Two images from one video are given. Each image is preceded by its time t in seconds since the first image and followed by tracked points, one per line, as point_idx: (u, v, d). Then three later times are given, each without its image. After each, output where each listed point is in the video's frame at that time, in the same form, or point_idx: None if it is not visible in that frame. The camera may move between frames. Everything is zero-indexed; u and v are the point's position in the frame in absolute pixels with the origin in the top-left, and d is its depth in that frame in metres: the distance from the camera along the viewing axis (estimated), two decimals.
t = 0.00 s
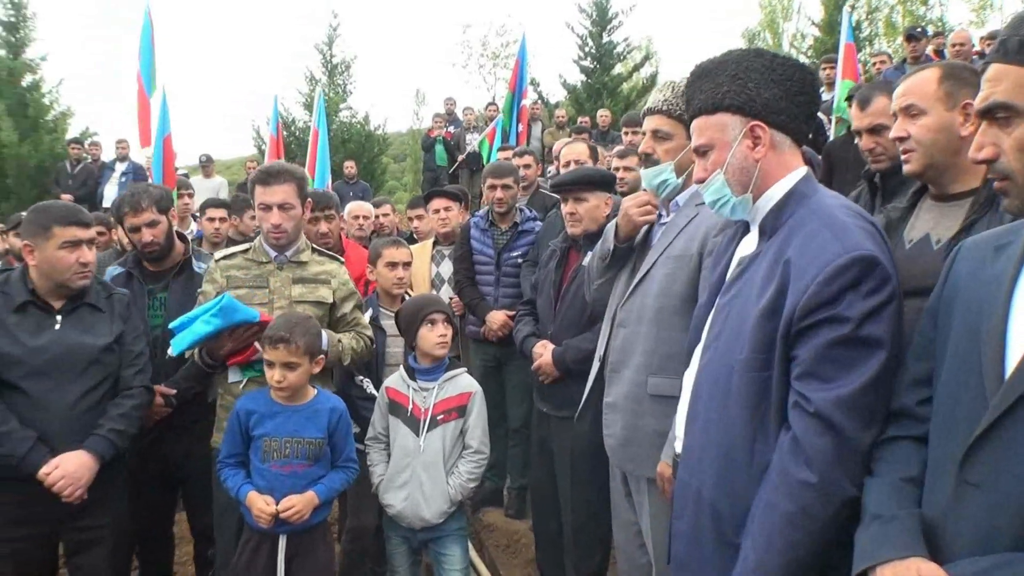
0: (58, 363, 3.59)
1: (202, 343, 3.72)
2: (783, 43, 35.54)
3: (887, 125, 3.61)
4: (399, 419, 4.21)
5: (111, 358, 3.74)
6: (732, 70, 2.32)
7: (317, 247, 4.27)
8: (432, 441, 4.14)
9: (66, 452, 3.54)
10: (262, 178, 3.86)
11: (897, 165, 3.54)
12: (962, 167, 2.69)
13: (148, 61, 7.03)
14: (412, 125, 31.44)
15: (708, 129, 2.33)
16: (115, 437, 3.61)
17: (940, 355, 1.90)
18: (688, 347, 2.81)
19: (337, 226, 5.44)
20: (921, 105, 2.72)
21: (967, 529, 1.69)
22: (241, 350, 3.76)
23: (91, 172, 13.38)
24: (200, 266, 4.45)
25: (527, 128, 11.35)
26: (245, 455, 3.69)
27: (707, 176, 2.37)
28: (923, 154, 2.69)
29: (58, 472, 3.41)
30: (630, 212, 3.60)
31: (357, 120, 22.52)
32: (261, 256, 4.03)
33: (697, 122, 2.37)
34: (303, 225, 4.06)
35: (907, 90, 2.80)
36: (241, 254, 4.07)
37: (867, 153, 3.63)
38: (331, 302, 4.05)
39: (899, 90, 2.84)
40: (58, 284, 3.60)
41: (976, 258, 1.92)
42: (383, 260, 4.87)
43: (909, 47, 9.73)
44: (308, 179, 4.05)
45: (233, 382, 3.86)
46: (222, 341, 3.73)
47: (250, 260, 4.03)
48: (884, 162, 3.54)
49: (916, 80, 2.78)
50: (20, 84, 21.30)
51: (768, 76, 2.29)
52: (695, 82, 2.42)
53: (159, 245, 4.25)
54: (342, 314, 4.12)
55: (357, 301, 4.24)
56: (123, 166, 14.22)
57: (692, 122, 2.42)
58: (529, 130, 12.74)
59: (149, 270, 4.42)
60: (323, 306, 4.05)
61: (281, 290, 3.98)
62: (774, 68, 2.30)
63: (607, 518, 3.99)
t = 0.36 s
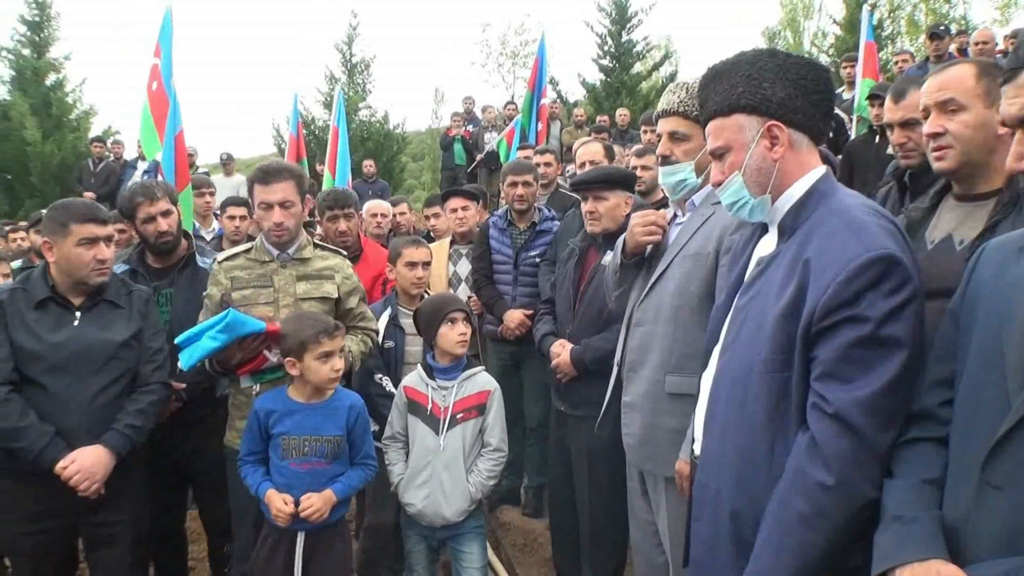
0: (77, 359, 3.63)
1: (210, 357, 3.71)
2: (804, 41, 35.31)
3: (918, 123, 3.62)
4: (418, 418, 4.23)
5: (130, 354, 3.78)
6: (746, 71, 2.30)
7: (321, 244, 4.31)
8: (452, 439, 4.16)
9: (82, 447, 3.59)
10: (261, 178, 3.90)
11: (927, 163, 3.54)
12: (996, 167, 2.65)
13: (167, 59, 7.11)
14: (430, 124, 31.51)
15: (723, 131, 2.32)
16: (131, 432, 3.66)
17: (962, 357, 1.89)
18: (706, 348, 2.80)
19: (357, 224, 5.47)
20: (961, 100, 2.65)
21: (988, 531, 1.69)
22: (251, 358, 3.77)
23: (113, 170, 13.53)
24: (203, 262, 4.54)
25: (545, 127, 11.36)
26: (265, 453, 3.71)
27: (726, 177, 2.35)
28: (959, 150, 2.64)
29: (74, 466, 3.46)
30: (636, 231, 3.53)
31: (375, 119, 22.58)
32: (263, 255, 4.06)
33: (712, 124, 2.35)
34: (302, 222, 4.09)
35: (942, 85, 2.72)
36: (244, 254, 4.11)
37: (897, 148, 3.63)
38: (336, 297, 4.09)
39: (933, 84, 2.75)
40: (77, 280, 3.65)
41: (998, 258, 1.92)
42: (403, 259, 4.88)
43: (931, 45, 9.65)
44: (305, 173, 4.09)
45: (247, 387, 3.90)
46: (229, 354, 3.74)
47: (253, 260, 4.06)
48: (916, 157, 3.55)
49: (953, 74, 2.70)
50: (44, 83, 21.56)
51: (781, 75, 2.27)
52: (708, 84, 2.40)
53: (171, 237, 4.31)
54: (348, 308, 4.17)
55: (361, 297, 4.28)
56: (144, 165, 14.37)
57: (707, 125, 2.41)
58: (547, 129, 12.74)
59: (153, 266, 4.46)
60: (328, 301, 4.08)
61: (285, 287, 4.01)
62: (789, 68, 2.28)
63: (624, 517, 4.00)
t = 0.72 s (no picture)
0: (93, 357, 3.66)
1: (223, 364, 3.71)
2: (821, 40, 35.09)
3: (931, 117, 3.54)
4: (433, 417, 4.24)
5: (145, 352, 3.82)
6: (755, 72, 2.29)
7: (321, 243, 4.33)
8: (466, 439, 4.17)
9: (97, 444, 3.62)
10: (281, 174, 3.95)
11: (939, 160, 3.50)
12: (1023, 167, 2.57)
13: (181, 58, 7.17)
14: (446, 124, 31.56)
15: (734, 133, 2.31)
16: (146, 429, 3.69)
17: (979, 357, 1.88)
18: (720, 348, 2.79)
19: (371, 223, 5.49)
20: (993, 98, 2.54)
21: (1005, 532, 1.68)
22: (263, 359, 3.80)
23: (131, 170, 13.65)
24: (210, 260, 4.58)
25: (560, 127, 11.36)
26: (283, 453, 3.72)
27: (740, 179, 2.34)
28: (990, 149, 2.53)
29: (89, 463, 3.49)
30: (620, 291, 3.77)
31: (391, 118, 22.62)
32: (268, 255, 4.06)
33: (723, 126, 2.34)
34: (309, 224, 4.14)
35: (970, 81, 2.60)
36: (246, 255, 4.10)
37: (908, 143, 3.58)
38: (343, 296, 4.14)
39: (960, 79, 2.62)
40: (91, 278, 3.69)
41: (1015, 257, 1.90)
42: (420, 259, 4.89)
43: (949, 44, 9.57)
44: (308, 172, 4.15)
45: (256, 390, 3.97)
46: (239, 359, 3.74)
47: (257, 262, 4.06)
48: (926, 154, 3.52)
49: (985, 69, 2.57)
50: (64, 83, 21.78)
51: (791, 75, 2.26)
52: (716, 86, 2.39)
53: (182, 232, 4.36)
54: (354, 305, 4.22)
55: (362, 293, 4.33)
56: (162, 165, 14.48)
57: (717, 128, 2.40)
58: (563, 129, 12.74)
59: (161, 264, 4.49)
60: (334, 300, 4.13)
61: (292, 288, 4.04)
62: (800, 68, 2.27)
63: (639, 517, 3.99)
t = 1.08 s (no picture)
0: (104, 356, 3.69)
1: (243, 347, 3.78)
2: (835, 38, 34.92)
3: (940, 113, 3.50)
4: (444, 416, 4.26)
5: (156, 351, 3.84)
6: (765, 71, 2.28)
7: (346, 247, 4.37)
8: (476, 438, 4.17)
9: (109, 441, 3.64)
10: (309, 173, 4.00)
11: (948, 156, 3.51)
12: None
13: (191, 57, 7.21)
14: (457, 124, 31.56)
15: (745, 134, 2.30)
16: (157, 427, 3.71)
17: (991, 356, 1.86)
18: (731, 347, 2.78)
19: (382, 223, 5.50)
20: (1013, 97, 2.46)
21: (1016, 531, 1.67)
22: (281, 351, 3.83)
23: (145, 170, 13.72)
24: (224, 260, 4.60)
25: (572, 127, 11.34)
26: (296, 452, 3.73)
27: (751, 178, 2.33)
28: (1008, 149, 2.49)
29: (101, 460, 3.51)
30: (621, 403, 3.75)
31: (402, 118, 22.65)
32: (293, 252, 4.09)
33: (733, 126, 2.33)
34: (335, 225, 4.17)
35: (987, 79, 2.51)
36: (270, 251, 4.13)
37: (915, 140, 3.57)
38: (362, 297, 4.14)
39: (975, 78, 2.54)
40: (101, 278, 3.72)
41: None
42: (429, 259, 4.90)
43: (964, 41, 9.50)
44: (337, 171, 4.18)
45: (271, 385, 3.97)
46: (259, 343, 3.79)
47: (281, 257, 4.09)
48: (934, 152, 3.52)
49: (1001, 67, 2.48)
50: (78, 84, 21.93)
51: (801, 73, 2.25)
52: (725, 86, 2.38)
53: (196, 230, 4.38)
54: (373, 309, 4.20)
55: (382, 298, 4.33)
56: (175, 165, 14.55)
57: (727, 128, 2.39)
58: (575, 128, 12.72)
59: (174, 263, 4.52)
60: (354, 300, 4.13)
61: (313, 285, 4.06)
62: (810, 66, 2.26)
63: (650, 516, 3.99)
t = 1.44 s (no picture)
0: (108, 358, 3.70)
1: (256, 329, 3.80)
2: (839, 38, 34.86)
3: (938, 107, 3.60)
4: (447, 416, 4.26)
5: (159, 353, 3.85)
6: (768, 70, 2.28)
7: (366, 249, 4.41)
8: (480, 438, 4.18)
9: (112, 446, 3.66)
10: (333, 174, 4.01)
11: (942, 152, 3.59)
12: None
13: (197, 58, 7.23)
14: (461, 124, 31.57)
15: (750, 133, 2.29)
16: (161, 429, 3.72)
17: (994, 356, 1.86)
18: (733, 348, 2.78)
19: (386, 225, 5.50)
20: (1016, 97, 2.47)
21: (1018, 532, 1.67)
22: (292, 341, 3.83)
23: (150, 172, 13.74)
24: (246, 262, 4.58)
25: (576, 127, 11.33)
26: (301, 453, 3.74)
27: (754, 178, 2.32)
28: (1011, 150, 2.48)
29: (103, 466, 3.53)
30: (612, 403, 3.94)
31: (406, 119, 22.65)
32: (315, 250, 4.12)
33: (736, 125, 2.32)
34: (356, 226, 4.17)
35: (990, 80, 2.52)
36: (294, 248, 4.16)
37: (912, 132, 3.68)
38: (380, 298, 4.13)
39: (977, 79, 2.56)
40: (107, 281, 3.74)
41: None
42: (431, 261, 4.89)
43: (969, 40, 9.47)
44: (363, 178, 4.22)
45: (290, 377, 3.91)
46: (272, 328, 3.81)
47: (303, 254, 4.12)
48: (929, 146, 3.62)
49: (1005, 68, 2.49)
50: (84, 86, 21.99)
51: (806, 72, 2.25)
52: (728, 85, 2.38)
53: (219, 233, 4.41)
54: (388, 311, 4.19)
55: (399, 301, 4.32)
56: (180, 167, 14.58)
57: (730, 127, 2.38)
58: (579, 129, 12.70)
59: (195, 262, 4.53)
60: (371, 301, 4.13)
61: (333, 283, 4.06)
62: (813, 65, 2.27)
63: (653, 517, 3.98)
